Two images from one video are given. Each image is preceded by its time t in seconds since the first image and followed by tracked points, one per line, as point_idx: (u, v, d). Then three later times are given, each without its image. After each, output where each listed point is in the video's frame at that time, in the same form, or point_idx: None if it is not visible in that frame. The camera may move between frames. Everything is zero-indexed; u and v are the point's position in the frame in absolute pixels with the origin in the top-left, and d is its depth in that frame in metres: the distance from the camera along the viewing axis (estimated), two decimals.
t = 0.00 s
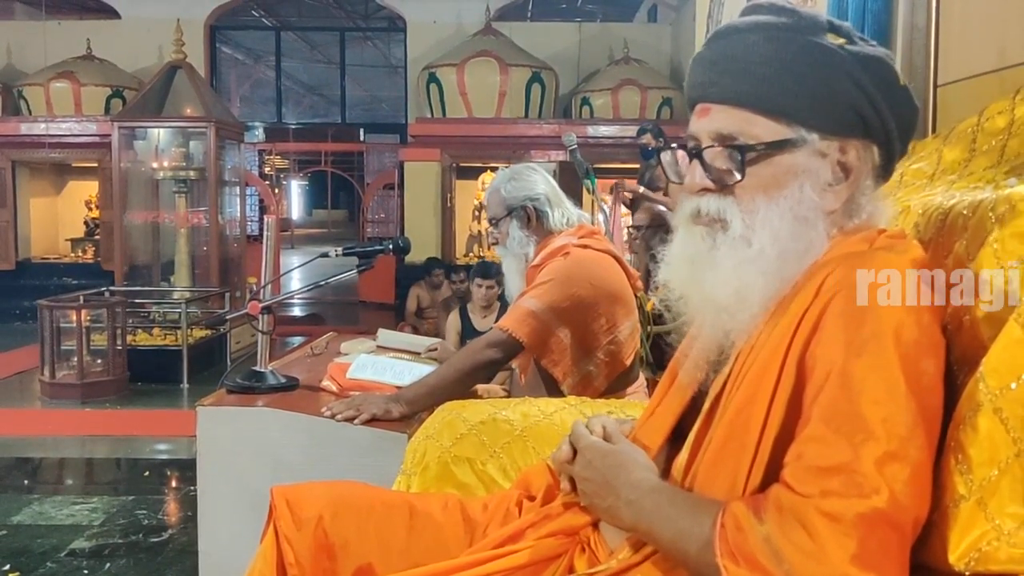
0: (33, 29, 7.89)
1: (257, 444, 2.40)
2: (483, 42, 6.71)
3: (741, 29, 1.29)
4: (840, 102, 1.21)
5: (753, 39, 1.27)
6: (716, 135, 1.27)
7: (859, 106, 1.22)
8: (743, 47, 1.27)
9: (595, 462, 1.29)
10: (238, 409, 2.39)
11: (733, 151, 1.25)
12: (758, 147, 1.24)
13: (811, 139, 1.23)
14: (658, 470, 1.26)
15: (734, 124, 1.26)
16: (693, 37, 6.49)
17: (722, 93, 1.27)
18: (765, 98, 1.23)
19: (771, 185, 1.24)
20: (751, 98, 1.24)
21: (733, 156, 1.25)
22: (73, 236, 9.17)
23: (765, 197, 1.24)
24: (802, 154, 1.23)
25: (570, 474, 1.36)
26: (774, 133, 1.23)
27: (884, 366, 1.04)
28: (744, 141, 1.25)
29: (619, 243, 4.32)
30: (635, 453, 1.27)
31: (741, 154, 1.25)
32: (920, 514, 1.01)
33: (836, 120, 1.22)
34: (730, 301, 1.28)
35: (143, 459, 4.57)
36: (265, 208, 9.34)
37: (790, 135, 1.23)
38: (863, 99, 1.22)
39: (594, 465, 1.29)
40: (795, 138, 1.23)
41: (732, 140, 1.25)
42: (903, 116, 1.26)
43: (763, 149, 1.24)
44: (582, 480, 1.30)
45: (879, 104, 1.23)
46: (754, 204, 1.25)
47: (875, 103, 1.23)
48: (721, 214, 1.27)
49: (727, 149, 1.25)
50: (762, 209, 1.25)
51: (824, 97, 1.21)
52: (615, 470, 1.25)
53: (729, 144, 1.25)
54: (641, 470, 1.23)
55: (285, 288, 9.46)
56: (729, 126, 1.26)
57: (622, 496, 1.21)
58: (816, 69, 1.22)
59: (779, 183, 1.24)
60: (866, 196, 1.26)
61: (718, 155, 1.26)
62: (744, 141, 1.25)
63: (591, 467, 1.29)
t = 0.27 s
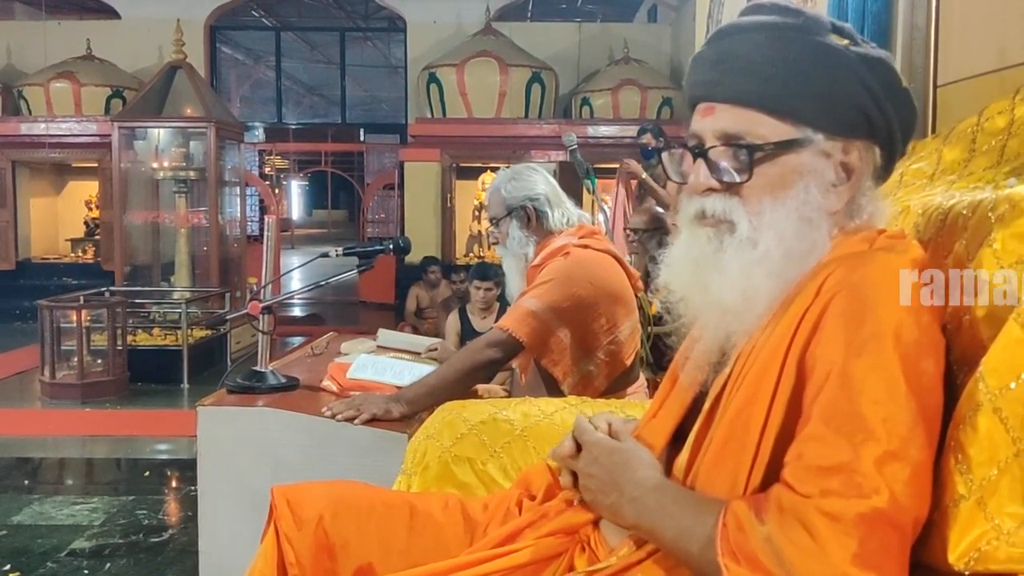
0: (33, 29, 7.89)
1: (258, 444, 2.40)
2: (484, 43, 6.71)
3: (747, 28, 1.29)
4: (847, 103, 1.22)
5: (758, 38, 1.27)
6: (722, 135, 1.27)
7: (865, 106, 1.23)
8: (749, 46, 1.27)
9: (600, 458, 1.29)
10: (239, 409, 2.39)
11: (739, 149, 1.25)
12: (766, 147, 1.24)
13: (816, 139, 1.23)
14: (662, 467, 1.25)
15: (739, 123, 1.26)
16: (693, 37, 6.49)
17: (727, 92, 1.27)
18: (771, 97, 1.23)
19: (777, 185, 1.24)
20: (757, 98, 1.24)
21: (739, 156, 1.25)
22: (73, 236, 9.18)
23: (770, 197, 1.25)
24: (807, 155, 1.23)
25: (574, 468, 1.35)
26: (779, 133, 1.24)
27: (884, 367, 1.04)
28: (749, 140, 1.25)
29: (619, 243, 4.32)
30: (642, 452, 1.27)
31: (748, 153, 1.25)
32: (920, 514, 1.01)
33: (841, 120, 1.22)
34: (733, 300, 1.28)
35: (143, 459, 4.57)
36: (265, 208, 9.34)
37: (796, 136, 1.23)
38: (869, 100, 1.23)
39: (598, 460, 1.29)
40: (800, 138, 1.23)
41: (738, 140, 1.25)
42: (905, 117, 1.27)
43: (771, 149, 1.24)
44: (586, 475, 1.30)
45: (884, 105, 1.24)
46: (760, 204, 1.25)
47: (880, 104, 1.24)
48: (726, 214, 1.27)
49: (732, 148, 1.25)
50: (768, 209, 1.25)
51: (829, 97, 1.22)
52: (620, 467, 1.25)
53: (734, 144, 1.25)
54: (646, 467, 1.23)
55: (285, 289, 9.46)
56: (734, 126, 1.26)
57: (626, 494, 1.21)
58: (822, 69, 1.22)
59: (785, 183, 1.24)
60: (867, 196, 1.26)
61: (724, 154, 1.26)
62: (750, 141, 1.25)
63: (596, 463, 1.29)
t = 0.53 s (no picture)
0: (33, 29, 7.89)
1: (258, 445, 2.40)
2: (483, 43, 6.71)
3: (745, 28, 1.29)
4: (846, 103, 1.22)
5: (757, 37, 1.27)
6: (721, 135, 1.27)
7: (865, 106, 1.23)
8: (749, 45, 1.27)
9: (602, 455, 1.28)
10: (239, 410, 2.39)
11: (738, 148, 1.25)
12: (766, 146, 1.24)
13: (816, 139, 1.23)
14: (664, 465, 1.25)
15: (740, 123, 1.25)
16: (693, 37, 6.49)
17: (728, 92, 1.26)
18: (771, 97, 1.23)
19: (778, 184, 1.24)
20: (756, 97, 1.24)
21: (739, 155, 1.25)
22: (73, 236, 9.18)
23: (771, 197, 1.24)
24: (806, 154, 1.23)
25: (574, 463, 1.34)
26: (779, 132, 1.24)
27: (882, 368, 1.04)
28: (749, 140, 1.25)
29: (619, 244, 4.31)
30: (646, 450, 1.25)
31: (748, 152, 1.25)
32: (920, 514, 1.01)
33: (841, 120, 1.23)
34: (733, 299, 1.27)
35: (143, 460, 4.58)
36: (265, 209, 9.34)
37: (796, 135, 1.23)
38: (869, 100, 1.23)
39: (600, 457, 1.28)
40: (801, 137, 1.23)
41: (737, 139, 1.25)
42: (903, 118, 1.27)
43: (772, 148, 1.24)
44: (588, 471, 1.29)
45: (883, 105, 1.24)
46: (761, 203, 1.25)
47: (879, 104, 1.24)
48: (726, 213, 1.27)
49: (732, 148, 1.25)
50: (768, 208, 1.24)
51: (829, 98, 1.22)
52: (623, 464, 1.24)
53: (733, 144, 1.25)
54: (648, 465, 1.22)
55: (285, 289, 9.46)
56: (734, 126, 1.26)
57: (628, 492, 1.21)
58: (822, 69, 1.23)
59: (785, 182, 1.24)
60: (866, 197, 1.26)
61: (723, 154, 1.26)
62: (751, 140, 1.25)
63: (597, 460, 1.28)
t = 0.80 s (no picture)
0: (33, 29, 7.89)
1: (258, 445, 2.40)
2: (483, 43, 6.71)
3: (745, 27, 1.29)
4: (846, 101, 1.22)
5: (757, 36, 1.27)
6: (722, 133, 1.26)
7: (865, 105, 1.23)
8: (749, 44, 1.26)
9: (609, 449, 1.24)
10: (239, 410, 2.39)
11: (739, 147, 1.25)
12: (766, 144, 1.24)
13: (816, 138, 1.23)
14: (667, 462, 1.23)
15: (740, 122, 1.25)
16: (692, 37, 6.49)
17: (728, 90, 1.26)
18: (771, 96, 1.23)
19: (777, 182, 1.24)
20: (757, 96, 1.24)
21: (739, 153, 1.25)
22: (73, 236, 9.18)
23: (771, 195, 1.24)
24: (806, 153, 1.23)
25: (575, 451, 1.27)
26: (779, 131, 1.24)
27: (880, 367, 1.04)
28: (749, 138, 1.25)
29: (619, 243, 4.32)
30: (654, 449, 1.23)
31: (747, 150, 1.24)
32: (920, 513, 1.01)
33: (840, 119, 1.23)
34: (733, 299, 1.27)
35: (143, 460, 4.59)
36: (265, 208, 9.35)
37: (796, 134, 1.23)
38: (869, 100, 1.24)
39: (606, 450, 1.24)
40: (800, 136, 1.23)
41: (737, 137, 1.25)
42: (902, 118, 1.28)
43: (771, 146, 1.24)
44: (593, 464, 1.25)
45: (883, 104, 1.25)
46: (760, 202, 1.25)
47: (878, 104, 1.24)
48: (726, 211, 1.27)
49: (732, 145, 1.25)
50: (768, 206, 1.24)
51: (828, 97, 1.22)
52: (629, 461, 1.22)
53: (734, 142, 1.25)
54: (653, 462, 1.20)
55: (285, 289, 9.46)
56: (734, 124, 1.26)
57: (629, 488, 1.20)
58: (821, 68, 1.23)
59: (785, 180, 1.24)
60: (865, 196, 1.26)
61: (722, 151, 1.25)
62: (750, 138, 1.25)
63: (603, 455, 1.24)
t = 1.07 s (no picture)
0: (33, 29, 7.89)
1: (258, 445, 2.40)
2: (483, 43, 6.72)
3: (746, 27, 1.29)
4: (846, 101, 1.22)
5: (759, 35, 1.27)
6: (723, 129, 1.26)
7: (866, 105, 1.23)
8: (752, 43, 1.26)
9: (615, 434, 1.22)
10: (240, 410, 2.39)
11: (739, 143, 1.25)
12: (765, 140, 1.24)
13: (815, 136, 1.23)
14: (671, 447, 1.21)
15: (741, 118, 1.25)
16: (693, 38, 6.49)
17: (730, 88, 1.26)
18: (772, 94, 1.23)
19: (776, 179, 1.24)
20: (757, 93, 1.24)
21: (738, 148, 1.25)
22: (73, 236, 9.18)
23: (769, 191, 1.24)
24: (805, 151, 1.23)
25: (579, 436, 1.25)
26: (779, 127, 1.23)
27: (878, 366, 1.04)
28: (749, 134, 1.24)
29: (619, 243, 4.32)
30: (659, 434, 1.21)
31: (747, 146, 1.24)
32: (919, 510, 1.01)
33: (841, 118, 1.23)
34: (732, 296, 1.27)
35: (144, 461, 4.62)
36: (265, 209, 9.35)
37: (796, 131, 1.23)
38: (869, 100, 1.24)
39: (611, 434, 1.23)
40: (799, 133, 1.23)
41: (738, 133, 1.25)
42: (903, 118, 1.28)
43: (770, 142, 1.24)
44: (599, 448, 1.23)
45: (883, 105, 1.25)
46: (757, 197, 1.25)
47: (878, 104, 1.25)
48: (724, 206, 1.26)
49: (732, 141, 1.25)
50: (765, 201, 1.24)
51: (829, 96, 1.22)
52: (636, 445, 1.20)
53: (734, 138, 1.25)
54: (658, 445, 1.19)
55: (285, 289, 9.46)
56: (735, 120, 1.25)
57: (635, 473, 1.19)
58: (822, 67, 1.23)
59: (783, 178, 1.24)
60: (865, 196, 1.26)
61: (722, 146, 1.25)
62: (751, 134, 1.24)
63: (609, 439, 1.22)
